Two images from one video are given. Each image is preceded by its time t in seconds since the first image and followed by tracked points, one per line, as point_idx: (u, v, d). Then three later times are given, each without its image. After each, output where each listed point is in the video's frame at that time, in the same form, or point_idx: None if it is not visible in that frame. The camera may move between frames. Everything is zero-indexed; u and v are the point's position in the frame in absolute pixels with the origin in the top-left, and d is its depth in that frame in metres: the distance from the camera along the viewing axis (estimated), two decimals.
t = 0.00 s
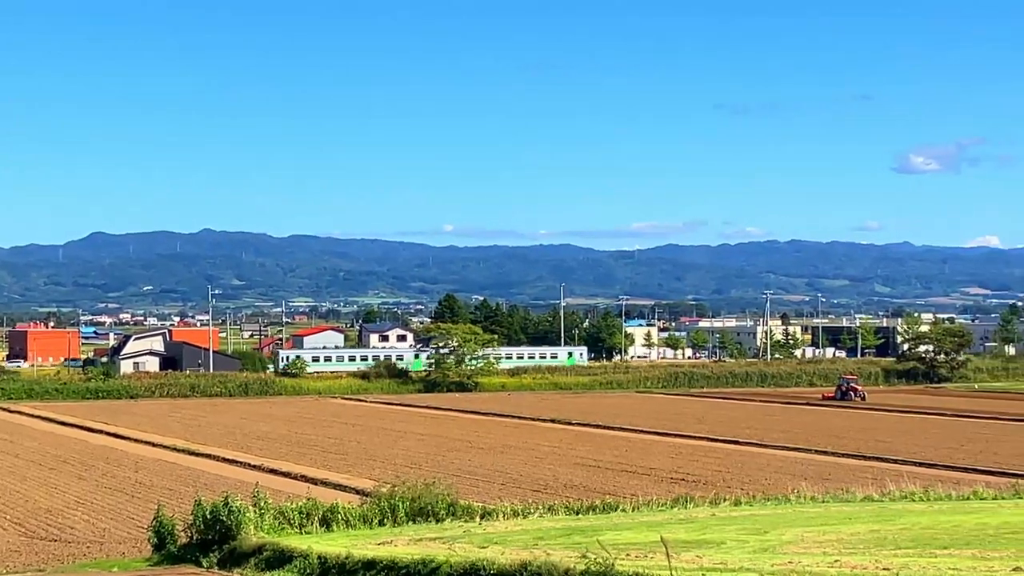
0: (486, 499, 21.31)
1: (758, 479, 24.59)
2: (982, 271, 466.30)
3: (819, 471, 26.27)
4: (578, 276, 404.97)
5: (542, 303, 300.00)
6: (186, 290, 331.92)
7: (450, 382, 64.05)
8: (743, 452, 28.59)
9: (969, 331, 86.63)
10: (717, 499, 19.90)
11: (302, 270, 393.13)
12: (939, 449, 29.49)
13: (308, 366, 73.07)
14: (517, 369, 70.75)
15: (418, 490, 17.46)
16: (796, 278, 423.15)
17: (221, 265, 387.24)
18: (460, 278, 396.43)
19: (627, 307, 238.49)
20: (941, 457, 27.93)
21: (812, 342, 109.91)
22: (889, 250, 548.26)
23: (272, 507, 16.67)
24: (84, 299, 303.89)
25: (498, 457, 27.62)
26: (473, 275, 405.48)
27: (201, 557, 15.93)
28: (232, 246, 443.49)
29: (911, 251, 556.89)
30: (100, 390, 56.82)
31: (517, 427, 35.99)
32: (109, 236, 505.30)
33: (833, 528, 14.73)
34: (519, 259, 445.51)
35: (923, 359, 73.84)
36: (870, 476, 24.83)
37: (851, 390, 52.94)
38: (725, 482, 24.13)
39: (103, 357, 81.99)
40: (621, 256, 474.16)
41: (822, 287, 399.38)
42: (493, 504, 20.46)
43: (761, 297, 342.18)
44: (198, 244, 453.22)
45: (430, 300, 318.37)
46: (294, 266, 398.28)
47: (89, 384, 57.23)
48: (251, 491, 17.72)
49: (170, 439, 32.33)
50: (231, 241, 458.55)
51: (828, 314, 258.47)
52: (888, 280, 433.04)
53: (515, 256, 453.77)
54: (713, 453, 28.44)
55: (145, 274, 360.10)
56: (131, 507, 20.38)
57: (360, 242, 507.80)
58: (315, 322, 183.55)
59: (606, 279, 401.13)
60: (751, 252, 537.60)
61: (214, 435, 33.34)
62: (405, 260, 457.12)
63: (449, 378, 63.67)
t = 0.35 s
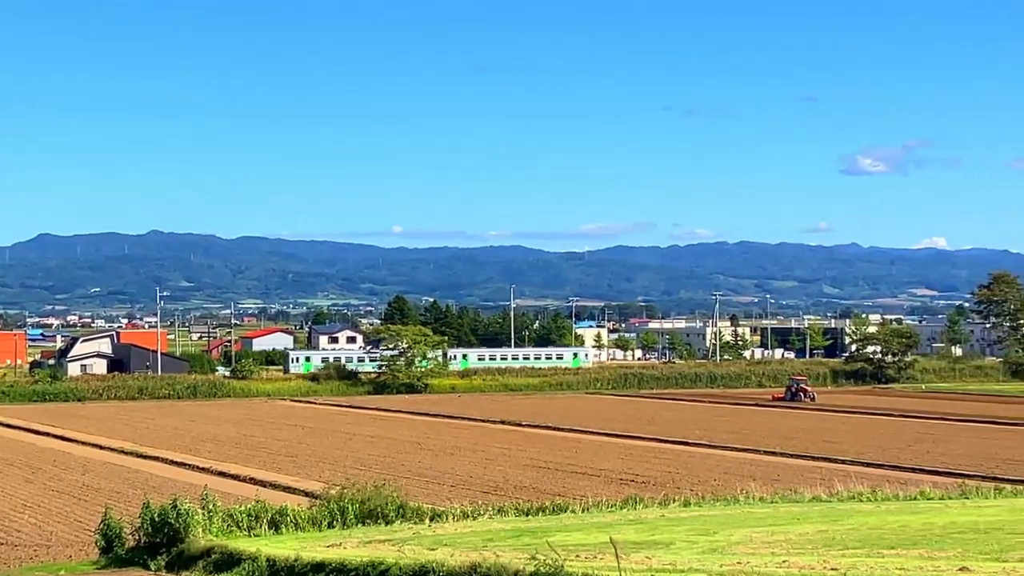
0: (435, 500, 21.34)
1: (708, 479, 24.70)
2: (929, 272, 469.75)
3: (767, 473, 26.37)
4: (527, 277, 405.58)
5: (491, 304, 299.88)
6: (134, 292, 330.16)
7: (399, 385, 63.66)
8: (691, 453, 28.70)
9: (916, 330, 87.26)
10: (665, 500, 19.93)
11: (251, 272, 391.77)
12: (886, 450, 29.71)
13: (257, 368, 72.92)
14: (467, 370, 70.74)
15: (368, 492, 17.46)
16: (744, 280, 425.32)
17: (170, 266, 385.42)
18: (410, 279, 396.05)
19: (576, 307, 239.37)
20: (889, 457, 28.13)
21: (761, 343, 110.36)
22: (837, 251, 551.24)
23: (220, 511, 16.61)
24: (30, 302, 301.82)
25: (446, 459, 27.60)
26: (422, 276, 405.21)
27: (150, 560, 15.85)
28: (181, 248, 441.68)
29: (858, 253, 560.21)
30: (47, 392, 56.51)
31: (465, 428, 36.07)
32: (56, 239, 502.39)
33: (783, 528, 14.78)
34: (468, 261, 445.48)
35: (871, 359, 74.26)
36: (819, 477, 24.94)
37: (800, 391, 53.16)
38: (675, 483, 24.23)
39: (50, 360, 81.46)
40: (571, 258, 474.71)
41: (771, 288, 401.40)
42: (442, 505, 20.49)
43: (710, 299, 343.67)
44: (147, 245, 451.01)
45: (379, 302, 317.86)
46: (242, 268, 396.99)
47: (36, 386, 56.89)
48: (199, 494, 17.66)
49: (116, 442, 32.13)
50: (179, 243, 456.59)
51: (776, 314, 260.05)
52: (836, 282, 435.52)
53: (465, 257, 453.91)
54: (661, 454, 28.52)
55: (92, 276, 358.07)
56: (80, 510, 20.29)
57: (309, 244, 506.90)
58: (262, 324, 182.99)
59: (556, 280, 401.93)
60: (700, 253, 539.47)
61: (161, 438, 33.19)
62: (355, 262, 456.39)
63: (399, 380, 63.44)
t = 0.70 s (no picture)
0: (383, 502, 21.32)
1: (656, 480, 24.78)
2: (875, 274, 472.55)
3: (715, 473, 26.47)
4: (476, 278, 405.47)
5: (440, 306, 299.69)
6: (80, 294, 328.13)
7: (348, 386, 63.79)
8: (639, 454, 28.79)
9: (862, 331, 87.76)
10: (613, 501, 19.99)
11: (199, 274, 390.05)
12: (833, 450, 29.93)
13: (205, 371, 72.66)
14: (415, 372, 70.67)
15: (316, 495, 17.41)
16: (693, 281, 426.66)
17: (117, 269, 383.27)
18: (358, 281, 395.27)
19: (526, 310, 240.02)
20: (836, 458, 28.26)
21: (708, 344, 110.75)
22: (784, 253, 553.62)
23: (167, 513, 16.48)
24: None
25: (394, 461, 27.55)
26: (371, 278, 404.69)
27: (95, 562, 15.71)
28: (128, 250, 439.38)
29: (806, 255, 562.96)
30: None
31: (414, 430, 36.06)
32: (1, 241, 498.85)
33: (731, 529, 14.84)
34: (417, 262, 445.13)
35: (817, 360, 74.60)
36: (767, 477, 25.07)
37: (749, 392, 53.33)
38: (622, 484, 24.25)
39: None
40: (520, 260, 474.81)
41: (719, 289, 402.66)
42: (391, 507, 20.49)
43: (659, 301, 344.72)
44: (93, 246, 448.43)
45: (328, 304, 316.92)
46: (190, 270, 395.66)
47: None
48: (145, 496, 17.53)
49: (61, 444, 31.93)
50: (126, 245, 454.30)
51: (723, 316, 261.29)
52: (784, 283, 437.56)
53: (414, 259, 453.49)
54: (610, 456, 28.59)
55: (37, 279, 355.71)
56: (25, 513, 20.16)
57: (257, 245, 505.35)
58: (207, 327, 182.29)
59: (505, 283, 402.26)
60: (648, 254, 540.65)
61: (107, 441, 32.98)
62: (303, 264, 455.33)
63: (347, 382, 63.51)
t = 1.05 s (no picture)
0: (333, 504, 21.26)
1: (606, 481, 24.78)
2: (824, 275, 474.92)
3: (664, 474, 26.50)
4: (427, 280, 405.06)
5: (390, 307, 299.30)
6: (27, 296, 326.00)
7: (297, 388, 63.54)
8: (588, 456, 28.81)
9: (810, 332, 88.13)
10: (564, 503, 20.00)
11: (148, 275, 388.07)
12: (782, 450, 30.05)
13: (154, 374, 72.26)
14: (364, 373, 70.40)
15: (265, 497, 17.34)
16: (643, 283, 427.61)
17: (65, 270, 381.00)
18: (307, 282, 394.28)
19: (476, 312, 240.13)
20: (785, 459, 28.31)
21: (658, 344, 110.93)
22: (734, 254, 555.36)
23: (115, 517, 16.38)
24: None
25: (344, 463, 27.46)
26: (321, 279, 403.68)
27: (41, 565, 15.59)
28: (76, 250, 436.78)
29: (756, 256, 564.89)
30: None
31: (363, 431, 35.98)
32: None
33: (681, 529, 14.89)
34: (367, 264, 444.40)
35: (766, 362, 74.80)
36: (716, 478, 25.11)
37: (700, 394, 53.42)
38: (572, 485, 24.23)
39: None
40: (470, 261, 474.62)
41: (669, 291, 403.57)
42: (340, 509, 20.42)
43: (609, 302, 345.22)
44: (40, 247, 445.58)
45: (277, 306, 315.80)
46: (138, 270, 393.84)
47: None
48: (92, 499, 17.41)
49: (7, 447, 31.69)
50: (73, 245, 451.67)
51: (672, 317, 261.75)
52: (733, 285, 439.14)
53: (364, 260, 452.69)
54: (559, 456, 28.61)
55: None
56: None
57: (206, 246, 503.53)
58: (153, 327, 181.35)
59: (456, 284, 402.18)
60: (598, 256, 541.23)
61: (54, 444, 32.75)
62: (252, 264, 453.83)
63: (297, 383, 63.29)
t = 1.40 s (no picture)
0: (278, 506, 21.19)
1: (552, 483, 24.79)
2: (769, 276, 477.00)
3: (610, 475, 26.55)
4: (373, 281, 404.49)
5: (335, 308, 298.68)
6: None
7: (243, 390, 63.14)
8: (534, 457, 28.80)
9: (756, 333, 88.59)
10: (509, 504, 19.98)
11: (90, 277, 385.71)
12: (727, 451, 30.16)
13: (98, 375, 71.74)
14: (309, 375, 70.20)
15: (210, 499, 17.25)
16: (589, 284, 428.51)
17: (8, 272, 378.23)
18: (252, 283, 392.95)
19: (419, 314, 240.29)
20: (731, 460, 28.40)
21: (604, 345, 111.10)
22: (679, 256, 556.98)
23: (58, 520, 16.25)
24: None
25: (289, 465, 27.38)
26: (266, 280, 402.55)
27: None
28: (19, 251, 433.66)
29: (701, 257, 566.68)
30: None
31: (310, 433, 35.86)
32: None
33: (626, 531, 14.91)
34: (313, 265, 443.35)
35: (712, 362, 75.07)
36: (662, 480, 25.18)
37: (647, 395, 53.56)
38: (519, 487, 24.22)
39: None
40: (416, 262, 474.27)
41: (615, 291, 404.50)
42: (285, 512, 20.32)
43: (555, 303, 345.76)
44: None
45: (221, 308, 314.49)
46: (82, 272, 391.47)
47: None
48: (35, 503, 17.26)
49: None
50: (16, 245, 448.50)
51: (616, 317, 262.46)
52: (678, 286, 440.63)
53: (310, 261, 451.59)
54: (505, 458, 28.60)
55: None
56: None
57: (151, 247, 500.96)
58: (93, 329, 180.34)
59: (401, 285, 401.51)
60: (543, 258, 541.75)
61: None
62: (196, 266, 451.90)
63: (242, 385, 62.90)
